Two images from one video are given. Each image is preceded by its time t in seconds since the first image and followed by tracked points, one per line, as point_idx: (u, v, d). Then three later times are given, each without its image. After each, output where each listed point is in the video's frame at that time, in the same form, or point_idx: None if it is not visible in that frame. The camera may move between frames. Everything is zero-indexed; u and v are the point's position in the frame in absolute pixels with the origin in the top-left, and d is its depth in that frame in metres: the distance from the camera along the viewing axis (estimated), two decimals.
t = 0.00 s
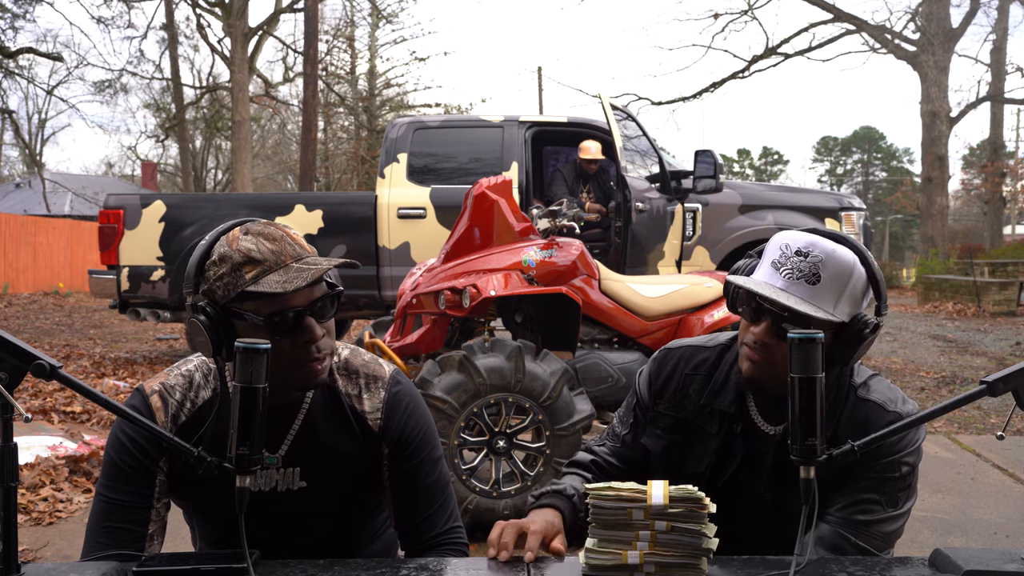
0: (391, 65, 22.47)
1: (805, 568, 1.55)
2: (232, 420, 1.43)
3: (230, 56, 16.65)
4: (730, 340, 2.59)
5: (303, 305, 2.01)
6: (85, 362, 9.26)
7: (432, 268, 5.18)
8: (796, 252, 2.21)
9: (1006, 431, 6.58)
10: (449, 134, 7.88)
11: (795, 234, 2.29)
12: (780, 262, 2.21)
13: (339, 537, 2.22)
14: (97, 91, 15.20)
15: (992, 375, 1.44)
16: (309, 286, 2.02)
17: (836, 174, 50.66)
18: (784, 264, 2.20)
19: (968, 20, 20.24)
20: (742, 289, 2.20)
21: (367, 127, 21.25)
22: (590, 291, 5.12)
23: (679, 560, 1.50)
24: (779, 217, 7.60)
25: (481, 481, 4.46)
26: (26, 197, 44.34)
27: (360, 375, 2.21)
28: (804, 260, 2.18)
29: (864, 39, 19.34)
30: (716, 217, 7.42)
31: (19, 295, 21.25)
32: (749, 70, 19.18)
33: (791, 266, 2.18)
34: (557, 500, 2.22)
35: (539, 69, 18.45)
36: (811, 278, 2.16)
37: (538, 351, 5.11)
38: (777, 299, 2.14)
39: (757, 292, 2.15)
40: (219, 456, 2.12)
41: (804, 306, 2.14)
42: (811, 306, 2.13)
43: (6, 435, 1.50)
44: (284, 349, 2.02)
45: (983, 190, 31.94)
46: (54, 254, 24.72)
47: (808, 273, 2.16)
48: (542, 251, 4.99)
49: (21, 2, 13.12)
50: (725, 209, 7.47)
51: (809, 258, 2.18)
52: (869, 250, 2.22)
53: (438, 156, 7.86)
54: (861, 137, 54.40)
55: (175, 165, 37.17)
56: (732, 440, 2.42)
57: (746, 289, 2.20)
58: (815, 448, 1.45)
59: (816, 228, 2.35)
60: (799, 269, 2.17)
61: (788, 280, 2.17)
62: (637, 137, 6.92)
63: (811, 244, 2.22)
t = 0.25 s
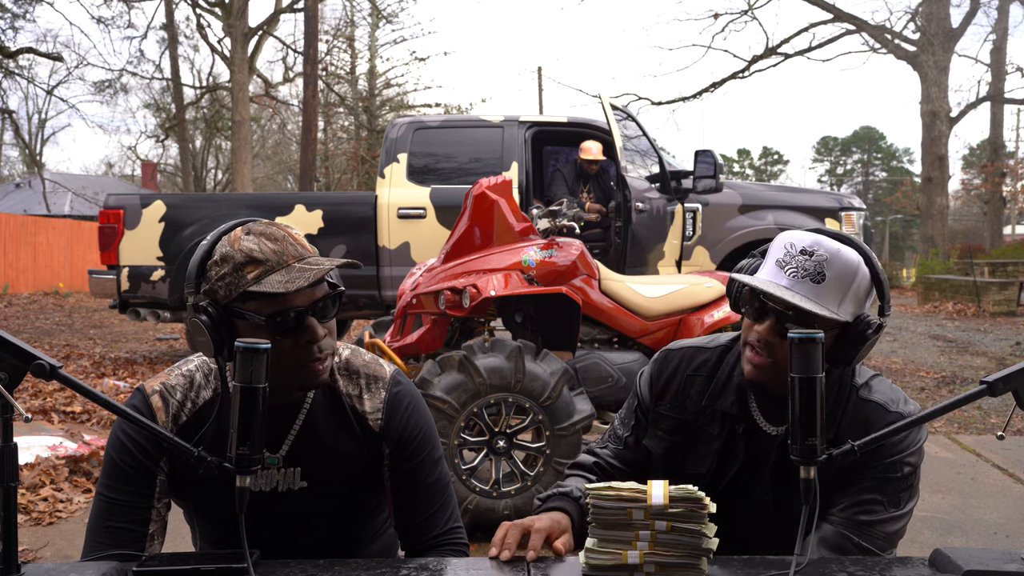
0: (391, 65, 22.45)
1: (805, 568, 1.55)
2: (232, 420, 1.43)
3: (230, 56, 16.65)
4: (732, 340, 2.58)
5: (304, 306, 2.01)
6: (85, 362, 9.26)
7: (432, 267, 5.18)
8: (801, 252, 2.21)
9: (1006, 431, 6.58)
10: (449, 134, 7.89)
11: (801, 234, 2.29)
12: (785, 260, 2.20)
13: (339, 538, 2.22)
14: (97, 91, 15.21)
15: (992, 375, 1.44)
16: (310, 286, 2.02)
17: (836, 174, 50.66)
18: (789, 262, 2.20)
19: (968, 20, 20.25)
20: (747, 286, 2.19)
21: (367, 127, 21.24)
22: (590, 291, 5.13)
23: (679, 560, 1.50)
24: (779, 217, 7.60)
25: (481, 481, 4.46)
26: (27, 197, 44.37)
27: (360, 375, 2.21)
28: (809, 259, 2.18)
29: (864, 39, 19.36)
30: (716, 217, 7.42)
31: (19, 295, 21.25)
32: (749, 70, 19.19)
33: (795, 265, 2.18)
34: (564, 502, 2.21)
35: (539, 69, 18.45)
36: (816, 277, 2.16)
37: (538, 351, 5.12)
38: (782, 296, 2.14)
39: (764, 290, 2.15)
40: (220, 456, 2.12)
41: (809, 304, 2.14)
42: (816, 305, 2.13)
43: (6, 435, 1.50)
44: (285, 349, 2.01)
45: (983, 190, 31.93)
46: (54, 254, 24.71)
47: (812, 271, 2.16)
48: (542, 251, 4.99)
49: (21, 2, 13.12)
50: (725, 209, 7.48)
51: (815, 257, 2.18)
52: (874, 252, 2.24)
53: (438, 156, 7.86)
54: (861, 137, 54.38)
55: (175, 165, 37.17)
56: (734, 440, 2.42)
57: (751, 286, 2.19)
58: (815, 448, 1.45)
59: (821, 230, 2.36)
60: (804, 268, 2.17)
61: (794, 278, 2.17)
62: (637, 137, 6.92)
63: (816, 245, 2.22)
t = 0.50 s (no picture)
0: (391, 65, 22.46)
1: (806, 568, 1.55)
2: (232, 420, 1.43)
3: (230, 56, 16.65)
4: (734, 339, 2.58)
5: (304, 305, 2.01)
6: (85, 362, 9.26)
7: (432, 267, 5.18)
8: (800, 241, 2.22)
9: (1006, 431, 6.58)
10: (449, 134, 7.89)
11: (805, 226, 2.30)
12: (784, 249, 2.22)
13: (338, 538, 2.22)
14: (97, 91, 15.23)
15: (992, 375, 1.44)
16: (310, 286, 2.02)
17: (836, 174, 50.68)
18: (787, 251, 2.21)
19: (968, 20, 20.25)
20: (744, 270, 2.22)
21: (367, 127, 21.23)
22: (590, 291, 5.12)
23: (679, 560, 1.50)
24: (779, 217, 7.60)
25: (481, 481, 4.46)
26: (27, 197, 44.38)
27: (360, 375, 2.21)
28: (806, 247, 2.19)
29: (864, 39, 19.37)
30: (716, 217, 7.43)
31: (19, 295, 21.25)
32: (749, 70, 19.22)
33: (793, 253, 2.19)
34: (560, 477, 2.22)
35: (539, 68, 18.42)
36: (811, 265, 2.16)
37: (538, 351, 5.12)
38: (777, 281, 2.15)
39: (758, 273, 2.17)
40: (219, 457, 2.13)
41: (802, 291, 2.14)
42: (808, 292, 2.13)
43: (6, 434, 1.50)
44: (285, 350, 2.01)
45: (983, 190, 31.94)
46: (54, 254, 24.72)
47: (808, 259, 2.16)
48: (542, 251, 4.99)
49: (21, 2, 13.12)
50: (725, 209, 7.48)
51: (811, 246, 2.18)
52: (876, 247, 2.23)
53: (438, 156, 7.86)
54: (861, 137, 54.38)
55: (175, 165, 37.18)
56: (735, 438, 2.42)
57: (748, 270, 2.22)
58: (815, 448, 1.45)
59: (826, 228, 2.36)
60: (800, 255, 2.18)
61: (789, 265, 2.18)
62: (637, 137, 6.92)
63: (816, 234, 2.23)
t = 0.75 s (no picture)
0: (391, 65, 22.47)
1: (806, 569, 1.54)
2: (232, 420, 1.42)
3: (230, 56, 16.65)
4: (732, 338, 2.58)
5: (303, 306, 2.01)
6: (85, 362, 9.26)
7: (432, 267, 5.18)
8: (784, 245, 2.23)
9: (1006, 431, 6.58)
10: (449, 134, 7.89)
11: (792, 228, 2.31)
12: (768, 255, 2.24)
13: (338, 538, 2.22)
14: (97, 91, 15.24)
15: (992, 375, 1.44)
16: (309, 286, 2.02)
17: (836, 175, 50.69)
18: (771, 255, 2.23)
19: (968, 20, 20.25)
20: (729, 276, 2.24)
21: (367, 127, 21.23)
22: (590, 291, 5.12)
23: (680, 559, 1.50)
24: (779, 217, 7.60)
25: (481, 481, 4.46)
26: (27, 197, 44.38)
27: (359, 375, 2.21)
28: (789, 252, 2.20)
29: (864, 38, 19.37)
30: (716, 217, 7.42)
31: (19, 295, 21.25)
32: (749, 70, 19.23)
33: (777, 258, 2.21)
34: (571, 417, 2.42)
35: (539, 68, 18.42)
36: (794, 268, 2.18)
37: (538, 351, 5.12)
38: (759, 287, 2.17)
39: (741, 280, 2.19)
40: (219, 457, 2.13)
41: (784, 295, 2.16)
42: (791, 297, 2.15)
43: (6, 435, 1.50)
44: (285, 350, 2.01)
45: (983, 190, 31.95)
46: (54, 254, 24.72)
47: (791, 264, 2.18)
48: (542, 251, 4.99)
49: (21, 2, 13.12)
50: (725, 210, 7.48)
51: (795, 250, 2.20)
52: (863, 245, 2.22)
53: (438, 156, 7.86)
54: (861, 137, 54.37)
55: (175, 165, 37.18)
56: (732, 436, 2.43)
57: (732, 276, 2.24)
58: (815, 448, 1.45)
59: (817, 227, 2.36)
60: (783, 261, 2.20)
61: (772, 271, 2.20)
62: (637, 137, 6.92)
63: (800, 237, 2.23)
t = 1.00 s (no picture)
0: (391, 65, 22.50)
1: (806, 568, 1.54)
2: (232, 420, 1.43)
3: (230, 56, 16.66)
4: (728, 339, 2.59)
5: (304, 306, 2.01)
6: (85, 362, 9.26)
7: (432, 267, 5.19)
8: (772, 250, 2.25)
9: (1007, 431, 6.57)
10: (449, 134, 7.89)
11: (781, 231, 2.31)
12: (757, 260, 2.25)
13: (338, 538, 2.22)
14: (97, 91, 15.25)
15: (991, 375, 1.44)
16: (310, 287, 2.03)
17: (836, 175, 50.68)
18: (759, 261, 2.24)
19: (968, 20, 20.25)
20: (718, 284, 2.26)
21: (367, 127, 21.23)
22: (590, 291, 5.11)
23: (679, 559, 1.50)
24: (779, 217, 7.60)
25: (481, 481, 4.46)
26: (26, 197, 44.41)
27: (360, 376, 2.21)
28: (776, 257, 2.21)
29: (863, 38, 19.38)
30: (716, 217, 7.42)
31: (19, 295, 21.26)
32: (749, 70, 19.25)
33: (765, 262, 2.22)
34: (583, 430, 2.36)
35: (539, 68, 18.42)
36: (781, 273, 2.17)
37: (538, 351, 5.12)
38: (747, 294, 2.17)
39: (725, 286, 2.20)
40: (219, 456, 2.13)
41: (772, 301, 2.16)
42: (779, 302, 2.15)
43: (6, 435, 1.50)
44: (286, 350, 2.02)
45: (983, 190, 31.95)
46: (54, 254, 24.73)
47: (778, 269, 2.18)
48: (542, 251, 4.99)
49: (21, 2, 13.13)
50: (725, 209, 7.47)
51: (782, 254, 2.20)
52: (852, 248, 2.20)
53: (438, 156, 7.86)
54: (861, 137, 54.35)
55: (175, 165, 37.17)
56: (731, 437, 2.43)
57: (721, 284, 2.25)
58: (815, 448, 1.45)
59: (809, 228, 2.35)
60: (771, 265, 2.20)
61: (760, 275, 2.21)
62: (637, 137, 6.92)
63: (787, 241, 2.24)
